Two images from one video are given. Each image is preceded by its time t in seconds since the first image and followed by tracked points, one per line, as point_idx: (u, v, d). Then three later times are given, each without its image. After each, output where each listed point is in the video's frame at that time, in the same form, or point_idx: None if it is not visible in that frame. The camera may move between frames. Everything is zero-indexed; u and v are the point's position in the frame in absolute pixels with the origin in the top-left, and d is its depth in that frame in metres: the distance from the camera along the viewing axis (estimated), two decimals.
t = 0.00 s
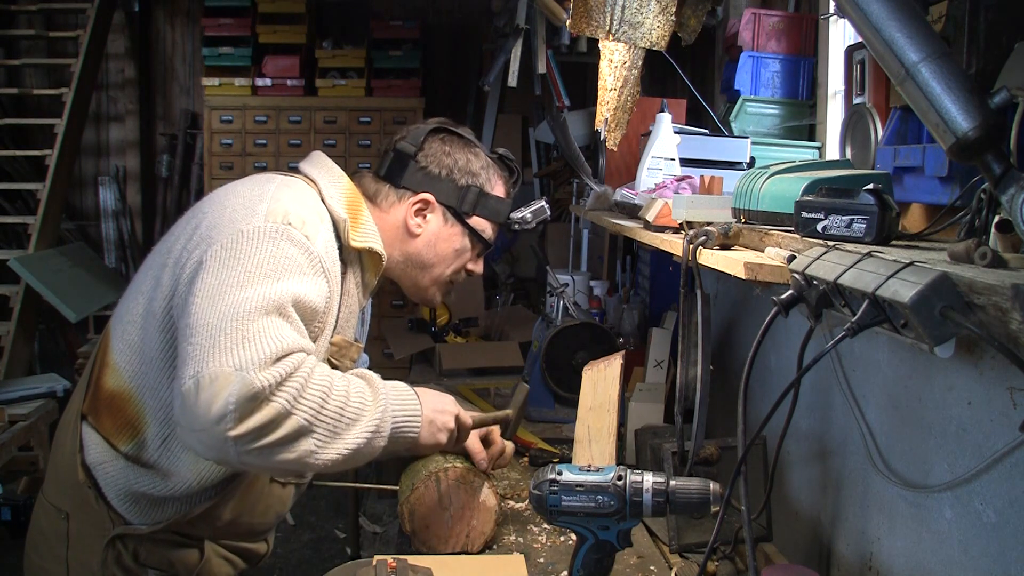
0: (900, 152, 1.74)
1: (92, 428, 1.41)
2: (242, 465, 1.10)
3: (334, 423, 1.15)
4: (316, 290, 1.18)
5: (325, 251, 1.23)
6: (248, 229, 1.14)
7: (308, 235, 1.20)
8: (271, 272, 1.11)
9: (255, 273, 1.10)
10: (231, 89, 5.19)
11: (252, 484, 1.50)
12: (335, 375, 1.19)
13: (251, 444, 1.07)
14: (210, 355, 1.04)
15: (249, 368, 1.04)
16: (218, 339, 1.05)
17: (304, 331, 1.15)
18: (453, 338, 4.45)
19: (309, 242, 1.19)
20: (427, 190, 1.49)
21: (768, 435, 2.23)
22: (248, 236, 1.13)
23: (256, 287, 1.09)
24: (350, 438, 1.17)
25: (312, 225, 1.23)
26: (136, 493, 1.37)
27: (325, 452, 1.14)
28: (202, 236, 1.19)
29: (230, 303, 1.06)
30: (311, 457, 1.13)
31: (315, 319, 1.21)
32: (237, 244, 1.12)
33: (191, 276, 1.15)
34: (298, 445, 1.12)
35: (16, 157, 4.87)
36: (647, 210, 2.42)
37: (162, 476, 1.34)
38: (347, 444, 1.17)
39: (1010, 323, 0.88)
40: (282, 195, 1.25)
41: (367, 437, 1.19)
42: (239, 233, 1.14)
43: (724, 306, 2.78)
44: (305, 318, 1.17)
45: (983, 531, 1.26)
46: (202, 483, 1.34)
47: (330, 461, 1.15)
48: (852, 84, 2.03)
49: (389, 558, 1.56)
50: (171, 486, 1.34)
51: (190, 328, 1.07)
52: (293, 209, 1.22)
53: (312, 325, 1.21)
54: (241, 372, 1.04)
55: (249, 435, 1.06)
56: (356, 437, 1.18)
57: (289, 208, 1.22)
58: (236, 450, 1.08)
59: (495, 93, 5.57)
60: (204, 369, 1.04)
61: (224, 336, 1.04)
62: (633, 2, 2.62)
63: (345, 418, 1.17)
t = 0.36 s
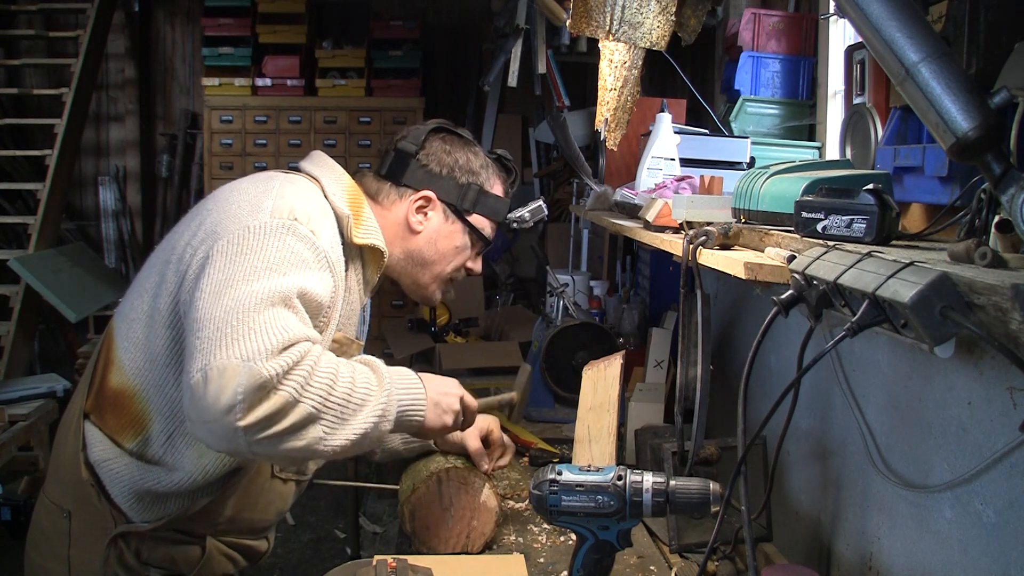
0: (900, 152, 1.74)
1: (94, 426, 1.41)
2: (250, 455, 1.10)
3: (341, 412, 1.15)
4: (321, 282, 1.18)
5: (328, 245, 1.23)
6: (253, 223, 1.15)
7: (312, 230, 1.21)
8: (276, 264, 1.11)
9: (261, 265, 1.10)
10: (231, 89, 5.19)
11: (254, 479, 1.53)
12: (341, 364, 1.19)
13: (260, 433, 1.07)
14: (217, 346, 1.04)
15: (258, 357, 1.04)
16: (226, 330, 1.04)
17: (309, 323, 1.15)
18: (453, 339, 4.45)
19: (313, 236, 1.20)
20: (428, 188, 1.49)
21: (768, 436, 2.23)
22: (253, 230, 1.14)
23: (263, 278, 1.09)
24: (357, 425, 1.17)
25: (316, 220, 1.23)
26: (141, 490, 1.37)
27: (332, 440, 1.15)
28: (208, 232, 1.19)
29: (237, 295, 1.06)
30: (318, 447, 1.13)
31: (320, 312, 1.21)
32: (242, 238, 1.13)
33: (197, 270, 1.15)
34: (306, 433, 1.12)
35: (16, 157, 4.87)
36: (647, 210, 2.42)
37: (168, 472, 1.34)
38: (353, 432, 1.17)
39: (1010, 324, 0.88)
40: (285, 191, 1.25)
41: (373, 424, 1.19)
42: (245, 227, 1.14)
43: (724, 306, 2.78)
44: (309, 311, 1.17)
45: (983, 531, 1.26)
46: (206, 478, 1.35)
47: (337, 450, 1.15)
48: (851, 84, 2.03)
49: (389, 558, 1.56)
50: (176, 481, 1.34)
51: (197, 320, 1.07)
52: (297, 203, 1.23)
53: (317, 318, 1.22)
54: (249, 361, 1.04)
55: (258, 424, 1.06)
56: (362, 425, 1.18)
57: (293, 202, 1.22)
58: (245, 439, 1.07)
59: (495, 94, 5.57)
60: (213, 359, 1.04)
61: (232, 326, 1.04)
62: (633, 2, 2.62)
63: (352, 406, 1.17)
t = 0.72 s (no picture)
0: (900, 152, 1.74)
1: (96, 426, 1.41)
2: (246, 460, 1.10)
3: (338, 422, 1.16)
4: (325, 288, 1.18)
5: (333, 250, 1.23)
6: (259, 226, 1.15)
7: (317, 232, 1.21)
8: (282, 269, 1.11)
9: (266, 270, 1.10)
10: (231, 89, 5.19)
11: (256, 480, 1.52)
12: (340, 373, 1.19)
13: (258, 439, 1.07)
14: (220, 349, 1.04)
15: (260, 364, 1.04)
16: (228, 334, 1.04)
17: (311, 329, 1.15)
18: (453, 339, 4.46)
19: (318, 240, 1.20)
20: (433, 189, 1.49)
21: (768, 436, 2.23)
22: (258, 233, 1.14)
23: (268, 283, 1.09)
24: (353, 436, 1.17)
25: (321, 224, 1.23)
26: (143, 490, 1.37)
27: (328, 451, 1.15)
28: (213, 231, 1.18)
29: (241, 299, 1.06)
30: (316, 454, 1.14)
31: (322, 317, 1.21)
32: (247, 241, 1.13)
33: (201, 271, 1.15)
34: (303, 442, 1.12)
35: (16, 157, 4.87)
36: (647, 210, 2.42)
37: (170, 472, 1.34)
38: (350, 443, 1.17)
39: (1010, 323, 0.88)
40: (292, 193, 1.25)
41: (369, 436, 1.19)
42: (251, 229, 1.14)
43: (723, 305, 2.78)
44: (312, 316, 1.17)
45: (983, 531, 1.26)
46: (208, 480, 1.35)
47: (333, 460, 1.16)
48: (852, 84, 2.03)
49: (389, 558, 1.56)
50: (178, 482, 1.34)
51: (200, 323, 1.07)
52: (302, 206, 1.22)
53: (319, 323, 1.22)
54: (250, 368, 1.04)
55: (257, 430, 1.06)
56: (358, 436, 1.18)
57: (299, 205, 1.22)
58: (243, 444, 1.08)
59: (495, 93, 5.57)
60: (214, 365, 1.04)
61: (235, 331, 1.04)
62: (633, 2, 2.62)
63: (350, 417, 1.17)
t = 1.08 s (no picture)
0: (900, 152, 1.74)
1: (98, 427, 1.40)
2: (238, 460, 1.10)
3: (332, 423, 1.15)
4: (320, 288, 1.18)
5: (328, 250, 1.23)
6: (253, 226, 1.15)
7: (312, 233, 1.21)
8: (274, 270, 1.11)
9: (259, 270, 1.10)
10: (231, 89, 5.19)
11: (256, 480, 1.53)
12: (335, 373, 1.19)
13: (248, 440, 1.08)
14: (211, 350, 1.04)
15: (249, 364, 1.04)
16: (218, 334, 1.05)
17: (306, 329, 1.15)
18: (453, 339, 4.46)
19: (313, 240, 1.19)
20: (432, 186, 1.49)
21: (768, 436, 2.23)
22: (252, 233, 1.14)
23: (259, 283, 1.09)
24: (348, 436, 1.17)
25: (316, 224, 1.23)
26: (144, 492, 1.37)
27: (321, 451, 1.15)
28: (208, 231, 1.19)
29: (232, 300, 1.06)
30: (308, 454, 1.13)
31: (318, 317, 1.21)
32: (241, 241, 1.13)
33: (196, 271, 1.15)
34: (295, 443, 1.12)
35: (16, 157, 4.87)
36: (647, 210, 2.42)
37: (171, 474, 1.34)
38: (344, 443, 1.17)
39: (1010, 323, 0.88)
40: (288, 192, 1.25)
41: (364, 436, 1.19)
42: (244, 229, 1.14)
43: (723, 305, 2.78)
44: (307, 317, 1.17)
45: (983, 531, 1.26)
46: (209, 481, 1.34)
47: (326, 460, 1.15)
48: (852, 84, 2.03)
49: (389, 558, 1.56)
50: (179, 483, 1.34)
51: (192, 323, 1.07)
52: (298, 206, 1.22)
53: (316, 323, 1.22)
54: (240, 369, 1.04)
55: (248, 430, 1.06)
56: (352, 436, 1.17)
57: (294, 205, 1.22)
58: (233, 444, 1.08)
59: (495, 93, 5.56)
60: (204, 365, 1.04)
61: (225, 332, 1.04)
62: (633, 2, 2.62)
63: (344, 416, 1.17)
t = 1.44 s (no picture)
0: (900, 151, 1.74)
1: (99, 428, 1.40)
2: (245, 451, 1.11)
3: (336, 410, 1.16)
4: (316, 276, 1.18)
5: (323, 239, 1.23)
6: (246, 217, 1.15)
7: (306, 222, 1.20)
8: (269, 259, 1.11)
9: (254, 260, 1.10)
10: (231, 89, 5.19)
11: (259, 474, 1.53)
12: (336, 361, 1.19)
13: (254, 430, 1.08)
14: (212, 342, 1.04)
15: (252, 354, 1.04)
16: (218, 326, 1.05)
17: (305, 318, 1.15)
18: (453, 339, 4.45)
19: (307, 228, 1.19)
20: (419, 167, 1.49)
21: (768, 435, 2.23)
22: (246, 225, 1.14)
23: (256, 274, 1.09)
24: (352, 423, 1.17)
25: (310, 213, 1.23)
26: (147, 490, 1.37)
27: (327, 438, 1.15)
28: (201, 226, 1.18)
29: (229, 290, 1.06)
30: (314, 442, 1.13)
31: (315, 306, 1.21)
32: (235, 232, 1.13)
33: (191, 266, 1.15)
34: (301, 431, 1.12)
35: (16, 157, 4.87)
36: (647, 210, 2.42)
37: (174, 472, 1.34)
38: (349, 429, 1.17)
39: (1011, 323, 0.88)
40: (281, 184, 1.25)
41: (368, 423, 1.19)
42: (238, 221, 1.14)
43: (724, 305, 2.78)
44: (304, 306, 1.17)
45: (983, 531, 1.26)
46: (212, 475, 1.35)
47: (332, 448, 1.15)
48: (851, 84, 2.03)
49: (389, 558, 1.56)
50: (182, 480, 1.34)
51: (191, 317, 1.07)
52: (290, 195, 1.22)
53: (313, 312, 1.22)
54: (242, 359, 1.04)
55: (253, 421, 1.07)
56: (356, 423, 1.18)
57: (287, 195, 1.22)
58: (239, 435, 1.08)
59: (495, 93, 5.56)
60: (206, 357, 1.04)
61: (225, 324, 1.04)
62: (633, 2, 2.62)
63: (348, 403, 1.17)
